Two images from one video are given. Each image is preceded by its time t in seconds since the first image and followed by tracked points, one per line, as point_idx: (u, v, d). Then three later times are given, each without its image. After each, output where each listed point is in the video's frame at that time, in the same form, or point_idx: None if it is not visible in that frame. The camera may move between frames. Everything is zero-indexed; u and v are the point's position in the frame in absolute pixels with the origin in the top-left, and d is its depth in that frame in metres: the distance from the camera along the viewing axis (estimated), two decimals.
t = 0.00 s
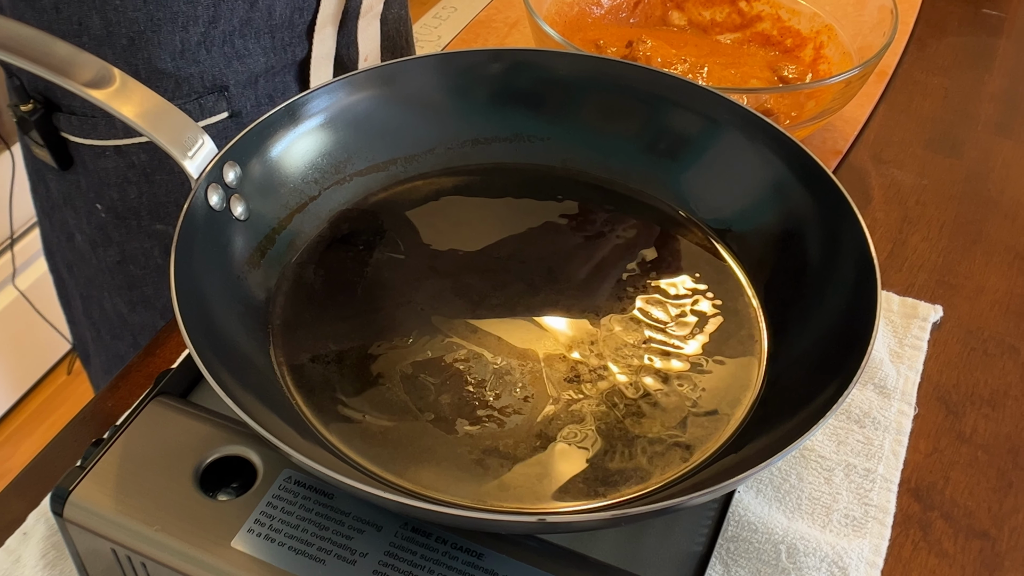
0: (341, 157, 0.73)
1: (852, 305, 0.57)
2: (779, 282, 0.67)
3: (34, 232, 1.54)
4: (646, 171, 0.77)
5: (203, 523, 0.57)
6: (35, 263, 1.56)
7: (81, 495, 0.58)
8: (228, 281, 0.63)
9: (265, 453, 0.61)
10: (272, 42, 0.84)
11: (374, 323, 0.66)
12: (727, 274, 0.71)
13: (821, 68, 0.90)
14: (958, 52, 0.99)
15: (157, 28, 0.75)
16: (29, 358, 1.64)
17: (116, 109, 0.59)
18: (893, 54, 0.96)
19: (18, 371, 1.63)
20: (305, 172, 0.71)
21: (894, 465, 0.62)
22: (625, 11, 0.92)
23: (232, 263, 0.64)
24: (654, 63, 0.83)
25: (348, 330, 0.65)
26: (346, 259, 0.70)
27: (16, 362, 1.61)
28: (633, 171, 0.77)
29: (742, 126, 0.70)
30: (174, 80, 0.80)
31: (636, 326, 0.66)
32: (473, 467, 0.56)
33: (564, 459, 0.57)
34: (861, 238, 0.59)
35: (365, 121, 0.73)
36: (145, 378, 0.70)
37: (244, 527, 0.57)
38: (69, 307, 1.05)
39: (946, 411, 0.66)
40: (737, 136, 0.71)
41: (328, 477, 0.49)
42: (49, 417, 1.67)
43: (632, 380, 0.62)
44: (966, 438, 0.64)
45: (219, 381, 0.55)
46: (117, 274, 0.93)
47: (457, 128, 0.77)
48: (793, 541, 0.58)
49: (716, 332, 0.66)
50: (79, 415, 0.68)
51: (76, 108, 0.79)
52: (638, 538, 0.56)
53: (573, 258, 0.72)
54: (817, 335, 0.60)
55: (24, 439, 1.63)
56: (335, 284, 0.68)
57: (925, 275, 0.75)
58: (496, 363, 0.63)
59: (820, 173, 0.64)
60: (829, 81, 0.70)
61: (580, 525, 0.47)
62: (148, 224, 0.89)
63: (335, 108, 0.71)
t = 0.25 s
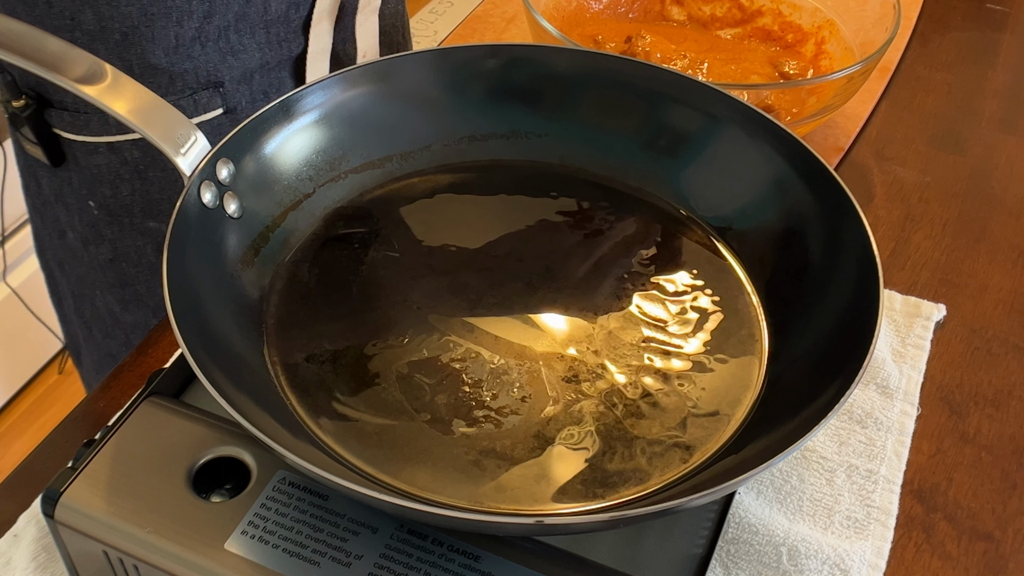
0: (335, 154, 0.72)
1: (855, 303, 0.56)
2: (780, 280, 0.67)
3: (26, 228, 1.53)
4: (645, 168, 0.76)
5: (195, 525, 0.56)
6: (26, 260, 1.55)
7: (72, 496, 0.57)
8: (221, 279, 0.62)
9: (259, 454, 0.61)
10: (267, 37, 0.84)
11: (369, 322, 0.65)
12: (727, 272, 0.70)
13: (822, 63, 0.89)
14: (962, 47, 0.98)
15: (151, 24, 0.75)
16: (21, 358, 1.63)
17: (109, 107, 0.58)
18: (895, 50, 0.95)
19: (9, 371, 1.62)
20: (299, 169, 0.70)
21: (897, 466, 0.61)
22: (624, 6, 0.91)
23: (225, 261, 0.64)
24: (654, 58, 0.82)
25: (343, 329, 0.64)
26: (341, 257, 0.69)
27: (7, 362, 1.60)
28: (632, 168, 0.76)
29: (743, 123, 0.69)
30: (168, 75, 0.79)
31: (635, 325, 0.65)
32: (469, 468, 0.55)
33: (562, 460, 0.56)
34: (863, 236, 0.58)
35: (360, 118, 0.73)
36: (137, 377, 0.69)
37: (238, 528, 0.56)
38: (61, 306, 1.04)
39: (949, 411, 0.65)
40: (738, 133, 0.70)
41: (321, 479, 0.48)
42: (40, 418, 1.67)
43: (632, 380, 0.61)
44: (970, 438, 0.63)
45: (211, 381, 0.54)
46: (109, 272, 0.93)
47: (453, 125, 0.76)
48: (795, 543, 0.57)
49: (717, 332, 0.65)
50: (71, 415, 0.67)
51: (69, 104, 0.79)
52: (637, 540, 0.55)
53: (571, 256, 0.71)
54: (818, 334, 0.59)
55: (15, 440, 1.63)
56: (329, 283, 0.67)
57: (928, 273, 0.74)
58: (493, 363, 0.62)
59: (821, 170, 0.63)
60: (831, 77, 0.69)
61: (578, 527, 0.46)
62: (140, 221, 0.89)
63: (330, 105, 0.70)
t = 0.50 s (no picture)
0: (330, 150, 0.71)
1: (857, 302, 0.56)
2: (781, 279, 0.66)
3: (18, 226, 1.49)
4: (644, 165, 0.75)
5: (187, 527, 0.55)
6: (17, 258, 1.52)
7: (63, 498, 0.57)
8: (214, 278, 0.62)
9: (253, 455, 0.60)
10: (265, 32, 0.83)
11: (365, 321, 0.64)
12: (728, 271, 0.69)
13: (824, 59, 0.88)
14: (966, 42, 0.97)
15: (147, 19, 0.74)
16: (10, 358, 1.62)
17: (102, 102, 0.58)
18: (898, 45, 0.95)
19: None
20: (294, 166, 0.69)
21: (900, 467, 0.60)
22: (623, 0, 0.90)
23: (219, 259, 0.63)
24: (653, 54, 0.81)
25: (338, 328, 0.63)
26: (336, 256, 0.68)
27: None
28: (631, 166, 0.76)
29: (743, 119, 0.68)
30: (164, 71, 0.79)
31: (634, 324, 0.64)
32: (466, 470, 0.54)
33: (560, 461, 0.55)
34: (865, 234, 0.57)
35: (356, 114, 0.72)
36: (129, 377, 0.68)
37: (231, 530, 0.56)
38: (53, 304, 1.03)
39: (953, 411, 0.64)
40: (738, 129, 0.69)
41: (315, 480, 0.47)
42: (29, 420, 1.66)
43: (631, 380, 0.60)
44: (974, 439, 0.62)
45: (204, 381, 0.53)
46: (102, 270, 0.92)
47: (450, 121, 0.76)
48: (796, 545, 0.56)
49: (717, 331, 0.64)
50: (63, 415, 0.66)
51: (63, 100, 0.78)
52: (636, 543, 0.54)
53: (569, 254, 0.70)
54: (820, 333, 0.58)
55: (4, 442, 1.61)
56: (324, 281, 0.66)
57: (931, 272, 0.73)
58: (491, 362, 0.61)
59: (823, 167, 0.62)
60: (832, 73, 0.68)
61: (576, 529, 0.45)
62: (135, 219, 0.88)
63: (325, 101, 0.69)
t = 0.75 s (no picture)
0: (325, 147, 0.70)
1: (860, 301, 0.55)
2: (782, 277, 0.65)
3: (11, 222, 1.45)
4: (643, 162, 0.74)
5: (180, 529, 0.55)
6: (9, 255, 1.50)
7: (54, 500, 0.56)
8: (207, 276, 0.61)
9: (247, 456, 0.59)
10: (263, 27, 0.83)
11: (360, 320, 0.63)
12: (728, 269, 0.68)
13: (825, 55, 0.87)
14: (969, 38, 0.97)
15: (143, 13, 0.73)
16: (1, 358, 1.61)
17: (94, 98, 0.57)
18: (900, 40, 0.94)
19: None
20: (288, 163, 0.68)
21: (903, 468, 0.60)
22: None
23: (212, 257, 0.62)
24: (652, 49, 0.80)
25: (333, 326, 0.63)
26: (331, 254, 0.67)
27: None
28: (630, 163, 0.75)
29: (744, 115, 0.67)
30: (160, 67, 0.78)
31: (633, 324, 0.64)
32: (462, 471, 0.53)
33: (559, 462, 0.54)
34: (868, 232, 0.56)
35: (351, 110, 0.71)
36: (122, 377, 0.67)
37: (224, 532, 0.55)
38: (46, 302, 1.02)
39: (956, 411, 0.63)
40: (739, 126, 0.68)
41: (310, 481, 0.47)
42: (20, 421, 1.65)
43: (630, 380, 0.60)
44: (977, 440, 0.62)
45: (197, 380, 0.52)
46: (98, 268, 0.92)
47: (446, 117, 0.75)
48: (797, 547, 0.55)
49: (718, 330, 0.64)
50: (54, 415, 0.65)
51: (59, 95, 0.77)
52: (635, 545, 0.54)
53: (567, 252, 0.69)
54: (822, 332, 0.57)
55: None
56: (319, 280, 0.66)
57: (934, 270, 0.72)
58: (487, 362, 0.60)
59: (825, 165, 0.61)
60: (834, 68, 0.67)
61: (574, 531, 0.45)
62: (132, 217, 0.87)
63: (321, 97, 0.68)
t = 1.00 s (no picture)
0: (320, 144, 0.70)
1: (862, 299, 0.54)
2: (783, 276, 0.64)
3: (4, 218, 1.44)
4: (641, 158, 0.73)
5: (173, 530, 0.54)
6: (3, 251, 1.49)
7: (45, 501, 0.55)
8: (200, 274, 0.60)
9: (241, 456, 0.58)
10: (261, 21, 0.81)
11: (355, 319, 0.62)
12: (728, 267, 0.68)
13: (827, 50, 0.86)
14: (972, 33, 0.96)
15: (141, 7, 0.72)
16: None
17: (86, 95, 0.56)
18: (903, 36, 0.93)
19: None
20: (282, 160, 0.68)
21: (905, 469, 0.59)
22: None
23: (205, 255, 0.61)
24: (651, 45, 0.79)
25: (328, 325, 0.62)
26: (326, 252, 0.67)
27: None
28: (629, 159, 0.74)
29: (744, 111, 0.67)
30: (156, 62, 0.77)
31: (632, 323, 0.63)
32: (458, 473, 0.53)
33: (556, 463, 0.53)
34: (870, 229, 0.55)
35: (346, 106, 0.70)
36: (114, 377, 0.66)
37: (217, 534, 0.54)
38: (40, 300, 1.01)
39: (959, 412, 0.62)
40: (739, 122, 0.67)
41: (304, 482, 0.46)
42: (12, 420, 1.64)
43: (629, 380, 0.59)
44: (981, 441, 0.61)
45: (190, 379, 0.51)
46: (93, 265, 0.91)
47: (443, 113, 0.74)
48: (798, 549, 0.55)
49: (718, 329, 0.63)
50: (46, 414, 0.64)
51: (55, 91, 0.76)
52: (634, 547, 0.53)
53: (565, 250, 0.68)
54: (823, 331, 0.57)
55: None
56: (314, 278, 0.65)
57: (937, 268, 0.71)
58: (484, 362, 0.60)
59: (826, 162, 0.61)
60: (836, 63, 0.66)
61: (572, 533, 0.44)
62: (127, 213, 0.87)
63: (316, 93, 0.67)
